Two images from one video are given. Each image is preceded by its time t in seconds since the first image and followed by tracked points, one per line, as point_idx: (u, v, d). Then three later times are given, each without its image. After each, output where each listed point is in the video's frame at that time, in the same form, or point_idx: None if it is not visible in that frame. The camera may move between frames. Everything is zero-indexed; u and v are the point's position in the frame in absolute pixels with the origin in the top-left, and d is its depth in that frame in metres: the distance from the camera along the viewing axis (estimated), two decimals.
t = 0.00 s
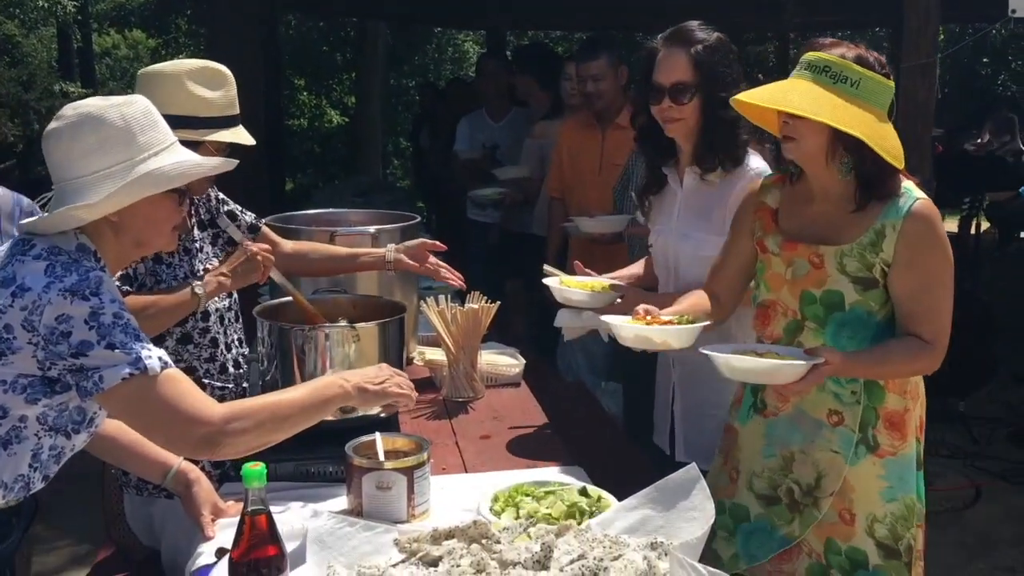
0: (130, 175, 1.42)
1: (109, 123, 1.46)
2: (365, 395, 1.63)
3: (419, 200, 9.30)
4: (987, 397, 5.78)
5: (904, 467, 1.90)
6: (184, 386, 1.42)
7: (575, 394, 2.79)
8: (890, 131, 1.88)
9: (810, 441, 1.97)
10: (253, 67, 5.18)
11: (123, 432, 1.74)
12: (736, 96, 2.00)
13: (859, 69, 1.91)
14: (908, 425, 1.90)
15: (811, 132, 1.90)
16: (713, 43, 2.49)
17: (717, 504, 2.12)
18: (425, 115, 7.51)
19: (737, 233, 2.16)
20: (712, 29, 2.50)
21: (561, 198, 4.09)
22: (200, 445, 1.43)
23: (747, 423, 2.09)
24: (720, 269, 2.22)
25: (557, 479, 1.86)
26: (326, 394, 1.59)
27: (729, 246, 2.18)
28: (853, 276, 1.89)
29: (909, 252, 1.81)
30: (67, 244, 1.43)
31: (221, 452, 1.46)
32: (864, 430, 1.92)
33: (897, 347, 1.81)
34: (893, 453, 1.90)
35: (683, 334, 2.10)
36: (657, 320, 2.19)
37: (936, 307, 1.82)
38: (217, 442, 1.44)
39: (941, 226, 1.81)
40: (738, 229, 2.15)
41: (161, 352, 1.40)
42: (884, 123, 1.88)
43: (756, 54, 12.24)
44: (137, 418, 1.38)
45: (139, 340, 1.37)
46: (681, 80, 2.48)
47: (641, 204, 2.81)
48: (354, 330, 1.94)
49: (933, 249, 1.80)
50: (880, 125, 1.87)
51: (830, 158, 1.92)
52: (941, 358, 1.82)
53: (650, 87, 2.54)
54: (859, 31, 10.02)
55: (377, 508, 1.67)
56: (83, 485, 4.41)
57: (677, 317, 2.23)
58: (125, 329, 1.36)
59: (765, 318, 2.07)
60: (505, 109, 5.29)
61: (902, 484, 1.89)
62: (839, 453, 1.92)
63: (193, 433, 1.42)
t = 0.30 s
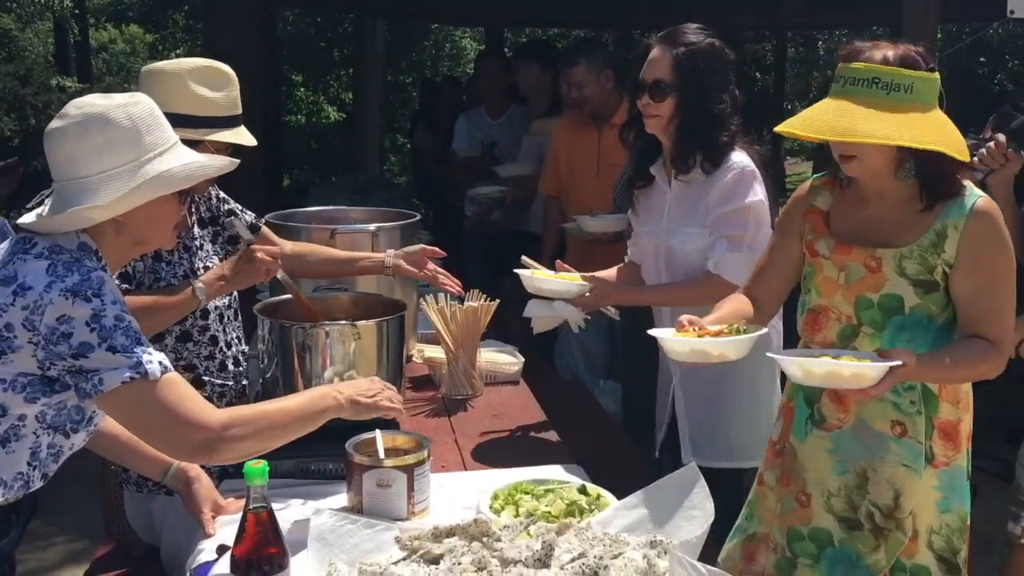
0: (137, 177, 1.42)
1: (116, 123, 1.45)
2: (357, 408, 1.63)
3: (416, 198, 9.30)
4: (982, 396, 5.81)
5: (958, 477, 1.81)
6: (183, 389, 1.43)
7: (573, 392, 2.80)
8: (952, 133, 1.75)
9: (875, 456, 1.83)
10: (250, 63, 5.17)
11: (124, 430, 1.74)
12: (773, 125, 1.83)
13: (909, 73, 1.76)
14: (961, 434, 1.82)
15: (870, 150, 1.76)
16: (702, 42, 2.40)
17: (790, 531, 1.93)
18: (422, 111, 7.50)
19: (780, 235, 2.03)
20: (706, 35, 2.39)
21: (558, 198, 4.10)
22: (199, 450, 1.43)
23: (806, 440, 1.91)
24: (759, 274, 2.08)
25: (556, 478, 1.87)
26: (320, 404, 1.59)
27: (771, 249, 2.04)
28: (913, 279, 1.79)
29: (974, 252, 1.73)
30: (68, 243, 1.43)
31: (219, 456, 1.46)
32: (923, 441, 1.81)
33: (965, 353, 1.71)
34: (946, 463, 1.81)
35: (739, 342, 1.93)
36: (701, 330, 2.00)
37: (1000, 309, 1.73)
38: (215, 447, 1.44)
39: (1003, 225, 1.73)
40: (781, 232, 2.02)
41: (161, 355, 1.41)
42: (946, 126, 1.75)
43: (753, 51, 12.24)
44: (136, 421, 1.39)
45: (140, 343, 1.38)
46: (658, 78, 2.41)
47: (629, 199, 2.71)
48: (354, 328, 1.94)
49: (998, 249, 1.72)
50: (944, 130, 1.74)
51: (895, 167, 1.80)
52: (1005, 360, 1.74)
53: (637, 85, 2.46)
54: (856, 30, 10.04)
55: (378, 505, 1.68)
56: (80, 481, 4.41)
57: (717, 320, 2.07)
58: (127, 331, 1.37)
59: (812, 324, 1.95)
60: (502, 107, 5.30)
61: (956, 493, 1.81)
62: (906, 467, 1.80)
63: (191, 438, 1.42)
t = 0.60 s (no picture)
0: (154, 188, 1.45)
1: (131, 134, 1.47)
2: (362, 414, 1.66)
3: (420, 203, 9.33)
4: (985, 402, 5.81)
5: (989, 489, 1.85)
6: (197, 395, 1.45)
7: (577, 397, 2.81)
8: (978, 143, 1.77)
9: (913, 473, 1.85)
10: (256, 70, 5.20)
11: (132, 436, 1.76)
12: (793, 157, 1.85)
13: (932, 91, 1.76)
14: (988, 446, 1.85)
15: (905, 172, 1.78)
16: (704, 55, 2.38)
17: (846, 556, 1.95)
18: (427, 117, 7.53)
19: (795, 254, 2.05)
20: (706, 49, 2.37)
21: (559, 205, 4.13)
22: (212, 455, 1.45)
23: (844, 461, 1.93)
24: (772, 292, 2.09)
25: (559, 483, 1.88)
26: (326, 413, 1.61)
27: (785, 266, 2.06)
28: (937, 293, 1.81)
29: (1000, 265, 1.74)
30: (83, 252, 1.45)
31: (233, 462, 1.48)
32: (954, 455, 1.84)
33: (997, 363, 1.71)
34: (979, 476, 1.84)
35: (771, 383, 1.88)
36: (731, 364, 1.96)
37: None
38: (228, 452, 1.46)
39: None
40: (799, 250, 2.04)
41: (176, 362, 1.43)
42: (972, 138, 1.77)
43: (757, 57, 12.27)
44: (153, 426, 1.41)
45: (156, 351, 1.40)
46: (657, 90, 2.40)
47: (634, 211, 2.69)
48: (359, 335, 1.95)
49: None
50: (972, 143, 1.76)
51: (924, 185, 1.82)
52: None
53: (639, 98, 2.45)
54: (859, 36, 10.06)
55: (382, 511, 1.69)
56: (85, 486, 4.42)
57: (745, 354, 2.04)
58: (144, 338, 1.39)
59: (834, 342, 1.97)
60: (507, 113, 5.33)
61: (989, 506, 1.85)
62: (940, 482, 1.83)
63: (206, 444, 1.44)
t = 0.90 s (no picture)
0: (163, 202, 1.46)
1: (139, 148, 1.49)
2: (369, 427, 1.66)
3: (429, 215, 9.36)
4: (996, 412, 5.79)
5: (1006, 503, 1.81)
6: (208, 406, 1.47)
7: (584, 408, 2.82)
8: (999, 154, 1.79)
9: (929, 491, 1.85)
10: (266, 84, 5.25)
11: (143, 448, 1.78)
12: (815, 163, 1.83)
13: (957, 100, 1.77)
14: (1004, 459, 1.81)
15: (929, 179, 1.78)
16: (709, 69, 2.23)
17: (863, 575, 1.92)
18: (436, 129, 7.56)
19: (804, 268, 2.01)
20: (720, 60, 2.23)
21: (563, 218, 4.15)
22: (224, 465, 1.47)
23: (859, 479, 1.93)
24: (780, 307, 2.05)
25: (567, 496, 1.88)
26: (335, 424, 1.62)
27: (792, 280, 2.02)
28: (961, 302, 1.83)
29: None
30: (94, 265, 1.47)
31: (243, 472, 1.49)
32: (966, 469, 1.82)
33: None
34: (994, 488, 1.80)
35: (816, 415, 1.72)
36: (773, 398, 1.81)
37: None
38: (239, 462, 1.48)
39: None
40: (809, 264, 2.00)
41: (188, 374, 1.45)
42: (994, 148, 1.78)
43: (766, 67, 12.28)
44: (165, 437, 1.43)
45: (168, 363, 1.41)
46: (658, 103, 2.26)
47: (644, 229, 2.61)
48: (366, 348, 1.97)
49: None
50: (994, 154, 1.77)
51: (942, 194, 1.85)
52: None
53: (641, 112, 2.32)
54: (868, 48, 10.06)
55: (390, 523, 1.69)
56: (96, 497, 4.45)
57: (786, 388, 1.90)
58: (156, 351, 1.40)
59: (851, 358, 1.93)
60: (515, 125, 5.36)
61: (1004, 519, 1.80)
62: (950, 496, 1.82)
63: (216, 454, 1.46)
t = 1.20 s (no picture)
0: (164, 213, 1.47)
1: (138, 160, 1.49)
2: (373, 444, 1.66)
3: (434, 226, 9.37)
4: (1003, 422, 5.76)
5: None
6: (209, 418, 1.46)
7: (589, 420, 2.81)
8: None
9: (969, 511, 1.85)
10: (271, 97, 5.27)
11: (149, 460, 1.78)
12: (839, 190, 1.82)
13: (985, 115, 1.73)
14: None
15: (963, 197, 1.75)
16: (712, 82, 2.17)
17: None
18: (441, 140, 7.58)
19: (836, 286, 1.94)
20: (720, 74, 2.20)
21: (565, 231, 4.14)
22: (225, 476, 1.46)
23: (892, 500, 1.91)
24: (810, 327, 1.99)
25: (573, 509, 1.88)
26: (339, 440, 1.62)
27: (823, 301, 1.96)
28: (1007, 316, 1.82)
29: None
30: (95, 277, 1.47)
31: (246, 485, 1.49)
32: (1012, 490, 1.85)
33: None
34: None
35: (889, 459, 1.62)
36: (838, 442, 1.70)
37: None
38: (241, 474, 1.48)
39: None
40: (844, 282, 1.93)
41: (190, 386, 1.45)
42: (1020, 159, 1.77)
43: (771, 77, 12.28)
44: (166, 449, 1.42)
45: (170, 375, 1.42)
46: (658, 116, 2.21)
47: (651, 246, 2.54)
48: (371, 360, 1.97)
49: None
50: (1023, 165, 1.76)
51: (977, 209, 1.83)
52: None
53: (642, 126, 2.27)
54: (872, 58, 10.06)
55: (395, 536, 1.69)
56: (101, 510, 4.45)
57: (841, 426, 1.79)
58: (157, 362, 1.40)
59: (893, 379, 1.88)
60: (519, 136, 5.37)
61: None
62: (997, 518, 1.83)
63: (218, 467, 1.46)
